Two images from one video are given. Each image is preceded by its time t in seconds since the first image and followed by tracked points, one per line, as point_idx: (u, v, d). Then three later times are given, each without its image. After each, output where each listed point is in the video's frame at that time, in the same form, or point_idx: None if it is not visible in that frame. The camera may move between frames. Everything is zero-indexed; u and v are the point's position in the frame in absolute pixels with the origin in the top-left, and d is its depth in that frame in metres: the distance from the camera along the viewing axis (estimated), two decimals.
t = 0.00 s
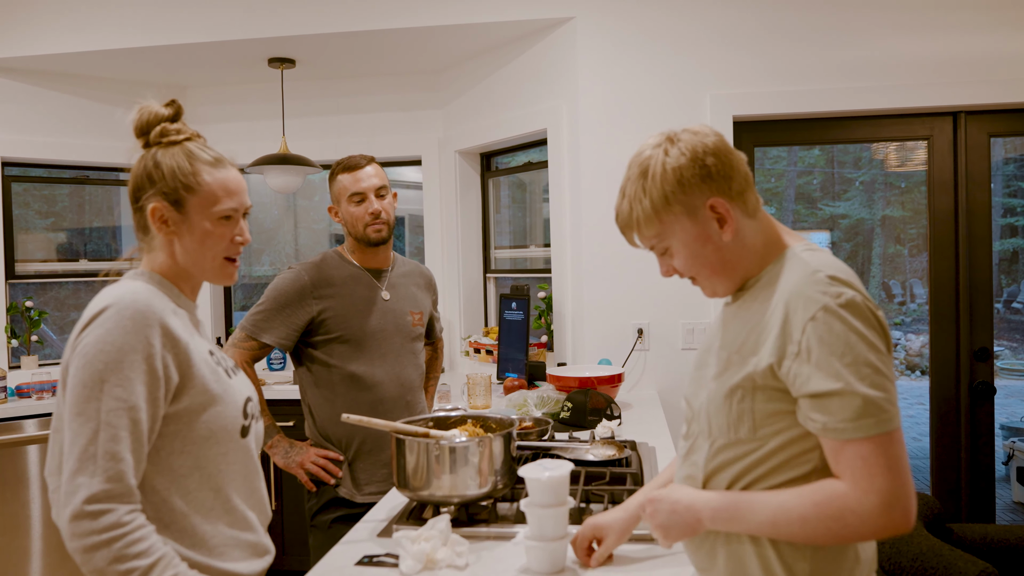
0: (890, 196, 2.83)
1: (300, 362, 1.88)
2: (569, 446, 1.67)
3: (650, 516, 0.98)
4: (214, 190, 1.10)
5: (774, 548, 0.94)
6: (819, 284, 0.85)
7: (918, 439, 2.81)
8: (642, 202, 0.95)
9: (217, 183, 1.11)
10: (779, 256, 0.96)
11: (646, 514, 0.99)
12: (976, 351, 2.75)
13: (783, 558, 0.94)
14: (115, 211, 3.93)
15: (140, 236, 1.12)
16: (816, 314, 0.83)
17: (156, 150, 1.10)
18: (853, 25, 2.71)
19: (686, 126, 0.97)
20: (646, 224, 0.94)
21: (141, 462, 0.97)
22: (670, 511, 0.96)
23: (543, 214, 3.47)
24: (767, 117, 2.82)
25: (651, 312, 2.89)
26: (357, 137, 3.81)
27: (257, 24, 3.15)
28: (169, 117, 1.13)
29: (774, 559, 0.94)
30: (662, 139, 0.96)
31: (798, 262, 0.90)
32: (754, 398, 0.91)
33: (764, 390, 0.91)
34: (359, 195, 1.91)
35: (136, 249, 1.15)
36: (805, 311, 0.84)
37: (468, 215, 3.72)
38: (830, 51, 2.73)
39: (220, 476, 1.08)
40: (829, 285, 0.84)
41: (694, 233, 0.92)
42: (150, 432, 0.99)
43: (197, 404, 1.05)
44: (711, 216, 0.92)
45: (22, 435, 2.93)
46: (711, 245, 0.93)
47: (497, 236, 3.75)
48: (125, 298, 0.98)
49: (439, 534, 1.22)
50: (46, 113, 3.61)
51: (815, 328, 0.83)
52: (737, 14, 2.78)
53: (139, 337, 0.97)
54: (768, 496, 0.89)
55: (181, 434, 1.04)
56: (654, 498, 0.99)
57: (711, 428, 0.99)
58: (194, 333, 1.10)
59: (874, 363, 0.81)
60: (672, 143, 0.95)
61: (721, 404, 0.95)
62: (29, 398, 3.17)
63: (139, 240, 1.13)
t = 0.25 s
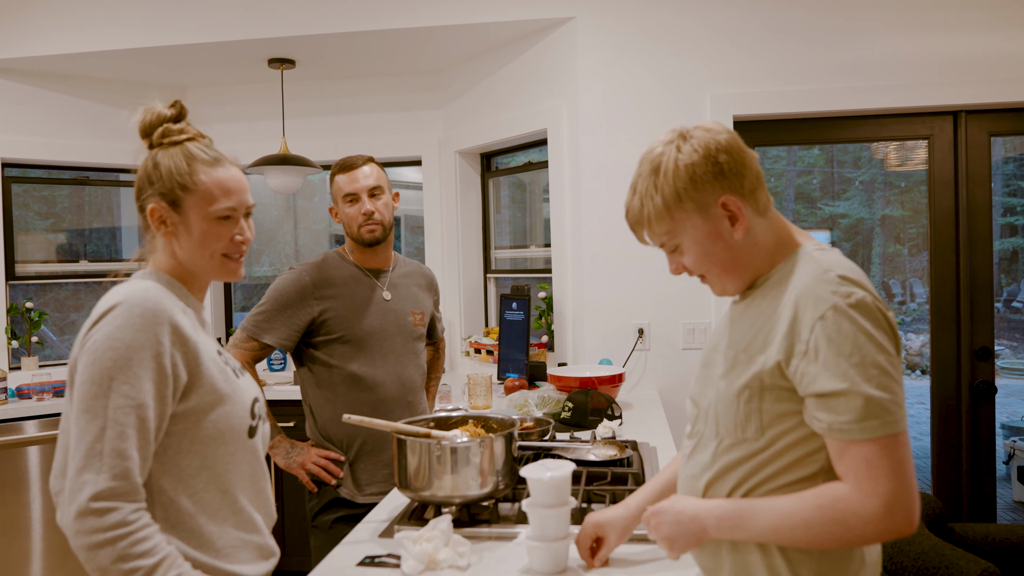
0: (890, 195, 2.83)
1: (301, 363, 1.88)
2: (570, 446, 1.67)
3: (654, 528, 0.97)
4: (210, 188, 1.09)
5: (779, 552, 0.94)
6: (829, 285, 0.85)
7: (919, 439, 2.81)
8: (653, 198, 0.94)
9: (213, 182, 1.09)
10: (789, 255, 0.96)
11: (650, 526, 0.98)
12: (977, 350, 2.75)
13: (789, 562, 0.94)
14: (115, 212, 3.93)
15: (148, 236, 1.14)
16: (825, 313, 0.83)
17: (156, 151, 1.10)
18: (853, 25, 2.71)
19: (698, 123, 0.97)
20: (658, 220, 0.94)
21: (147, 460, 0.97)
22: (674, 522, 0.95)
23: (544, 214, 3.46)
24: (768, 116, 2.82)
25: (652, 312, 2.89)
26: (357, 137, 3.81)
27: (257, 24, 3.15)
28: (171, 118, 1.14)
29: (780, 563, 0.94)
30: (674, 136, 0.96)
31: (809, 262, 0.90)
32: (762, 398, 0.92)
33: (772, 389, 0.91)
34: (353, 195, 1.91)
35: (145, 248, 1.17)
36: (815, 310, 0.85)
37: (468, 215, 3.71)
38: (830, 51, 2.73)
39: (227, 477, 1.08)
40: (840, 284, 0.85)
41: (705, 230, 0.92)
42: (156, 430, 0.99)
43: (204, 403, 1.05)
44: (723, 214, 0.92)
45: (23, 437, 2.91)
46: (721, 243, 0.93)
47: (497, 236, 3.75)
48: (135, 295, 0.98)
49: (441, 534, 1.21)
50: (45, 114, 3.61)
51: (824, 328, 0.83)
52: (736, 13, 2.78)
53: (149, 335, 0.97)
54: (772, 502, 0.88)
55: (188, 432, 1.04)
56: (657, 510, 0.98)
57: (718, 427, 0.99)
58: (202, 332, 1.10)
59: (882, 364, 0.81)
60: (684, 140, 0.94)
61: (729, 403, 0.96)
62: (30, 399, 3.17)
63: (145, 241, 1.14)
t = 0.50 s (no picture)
0: (889, 194, 2.83)
1: (303, 363, 1.88)
2: (571, 447, 1.67)
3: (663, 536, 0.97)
4: (235, 189, 1.11)
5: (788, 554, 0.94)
6: (843, 285, 0.85)
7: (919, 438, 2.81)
8: (665, 196, 0.94)
9: (235, 182, 1.11)
10: (800, 255, 0.96)
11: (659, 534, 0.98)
12: (978, 350, 2.75)
13: (799, 563, 0.94)
14: (115, 213, 3.93)
15: (155, 239, 1.12)
16: (839, 313, 0.83)
17: (169, 153, 1.09)
18: (853, 24, 2.71)
19: (710, 122, 0.98)
20: (671, 219, 0.94)
21: (151, 463, 0.97)
22: (684, 530, 0.95)
23: (544, 215, 3.47)
24: (768, 116, 2.82)
25: (653, 312, 2.89)
26: (358, 138, 3.81)
27: (257, 25, 3.15)
28: (175, 118, 1.12)
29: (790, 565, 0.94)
30: (686, 134, 0.96)
31: (821, 261, 0.91)
32: (774, 399, 0.92)
33: (784, 390, 0.91)
34: (353, 195, 1.91)
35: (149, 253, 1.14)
36: (828, 310, 0.85)
37: (468, 215, 3.72)
38: (830, 51, 2.73)
39: (233, 480, 1.08)
40: (854, 285, 0.85)
41: (717, 229, 0.92)
42: (161, 433, 0.98)
43: (212, 406, 1.05)
44: (736, 213, 0.92)
45: (23, 438, 2.91)
46: (733, 242, 0.93)
47: (497, 236, 3.75)
48: (144, 297, 0.98)
49: (444, 535, 1.21)
50: (45, 115, 3.60)
51: (837, 328, 0.83)
52: (736, 13, 2.78)
53: (155, 338, 0.97)
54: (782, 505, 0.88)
55: (195, 435, 1.04)
56: (667, 518, 0.97)
57: (728, 428, 0.99)
58: (211, 335, 1.10)
59: (896, 365, 0.82)
60: (697, 138, 0.95)
61: (740, 403, 0.96)
62: (30, 400, 3.16)
63: (153, 244, 1.12)
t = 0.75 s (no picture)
0: (889, 195, 2.83)
1: (304, 364, 1.88)
2: (573, 448, 1.67)
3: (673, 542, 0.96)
4: (240, 194, 1.09)
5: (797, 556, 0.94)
6: (858, 289, 0.86)
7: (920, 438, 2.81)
8: (679, 197, 0.95)
9: (242, 187, 1.09)
10: (813, 258, 0.97)
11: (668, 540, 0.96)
12: (978, 350, 2.75)
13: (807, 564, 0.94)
14: (115, 214, 3.93)
15: (172, 237, 1.13)
16: (855, 317, 0.84)
17: (185, 152, 1.10)
18: (854, 25, 2.71)
19: (724, 123, 0.98)
20: (684, 220, 0.94)
21: (157, 466, 0.97)
22: (693, 534, 0.94)
23: (545, 215, 3.47)
24: (768, 117, 2.82)
25: (654, 313, 2.89)
26: (358, 138, 3.81)
27: (257, 26, 3.15)
28: (200, 119, 1.13)
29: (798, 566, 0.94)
30: (700, 135, 0.96)
31: (836, 265, 0.91)
32: (787, 401, 0.93)
33: (798, 393, 0.92)
34: (355, 196, 1.91)
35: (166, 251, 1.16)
36: (844, 314, 0.85)
37: (469, 216, 3.72)
38: (831, 51, 2.73)
39: (241, 484, 1.08)
40: (871, 289, 0.86)
41: (731, 231, 0.93)
42: (168, 437, 0.98)
43: (222, 410, 1.05)
44: (750, 214, 0.93)
45: (23, 439, 2.91)
46: (747, 243, 0.94)
47: (498, 237, 3.75)
48: (156, 300, 0.98)
49: (446, 536, 1.21)
50: (45, 115, 3.60)
51: (853, 332, 0.84)
52: (737, 13, 2.78)
53: (164, 342, 0.97)
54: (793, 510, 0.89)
55: (203, 439, 1.04)
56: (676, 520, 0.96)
57: (740, 429, 1.00)
58: (222, 338, 1.10)
59: (911, 370, 0.82)
60: (712, 139, 0.95)
61: (752, 405, 0.97)
62: (31, 400, 3.16)
63: (170, 242, 1.14)
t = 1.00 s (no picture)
0: (888, 196, 2.83)
1: (302, 366, 1.87)
2: (574, 449, 1.67)
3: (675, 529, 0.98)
4: (262, 197, 1.10)
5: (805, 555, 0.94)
6: (870, 291, 0.88)
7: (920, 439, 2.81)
8: (691, 194, 0.96)
9: (263, 190, 1.10)
10: (821, 260, 0.99)
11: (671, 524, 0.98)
12: (979, 351, 2.75)
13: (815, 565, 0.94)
14: (114, 213, 3.92)
15: (183, 236, 1.12)
16: (867, 318, 0.86)
17: (204, 151, 1.09)
18: (855, 25, 2.71)
19: (737, 122, 1.00)
20: (694, 216, 0.96)
21: (160, 469, 0.96)
22: (697, 527, 0.96)
23: (544, 216, 3.46)
24: (769, 117, 2.82)
25: (654, 313, 2.89)
26: (358, 138, 3.81)
27: (257, 26, 3.15)
28: (217, 118, 1.12)
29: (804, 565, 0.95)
30: (714, 133, 0.98)
31: (845, 267, 0.93)
32: (797, 401, 0.94)
33: (808, 393, 0.94)
34: (376, 199, 1.91)
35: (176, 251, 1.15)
36: (855, 315, 0.87)
37: (469, 216, 3.71)
38: (832, 52, 2.73)
39: (246, 487, 1.07)
40: (882, 290, 0.88)
41: (743, 230, 0.95)
42: (173, 440, 0.98)
43: (228, 413, 1.04)
44: (761, 214, 0.95)
45: (22, 438, 2.91)
46: (756, 243, 0.96)
47: (498, 237, 3.74)
48: (164, 303, 0.98)
49: (447, 537, 1.21)
50: (44, 115, 3.59)
51: (864, 333, 0.85)
52: (737, 13, 2.78)
53: (171, 345, 0.97)
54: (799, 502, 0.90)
55: (208, 442, 1.03)
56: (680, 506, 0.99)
57: (749, 430, 1.01)
58: (231, 341, 1.09)
59: (921, 372, 0.84)
60: (725, 137, 0.97)
61: (762, 405, 0.98)
62: (30, 400, 3.16)
63: (181, 241, 1.13)
